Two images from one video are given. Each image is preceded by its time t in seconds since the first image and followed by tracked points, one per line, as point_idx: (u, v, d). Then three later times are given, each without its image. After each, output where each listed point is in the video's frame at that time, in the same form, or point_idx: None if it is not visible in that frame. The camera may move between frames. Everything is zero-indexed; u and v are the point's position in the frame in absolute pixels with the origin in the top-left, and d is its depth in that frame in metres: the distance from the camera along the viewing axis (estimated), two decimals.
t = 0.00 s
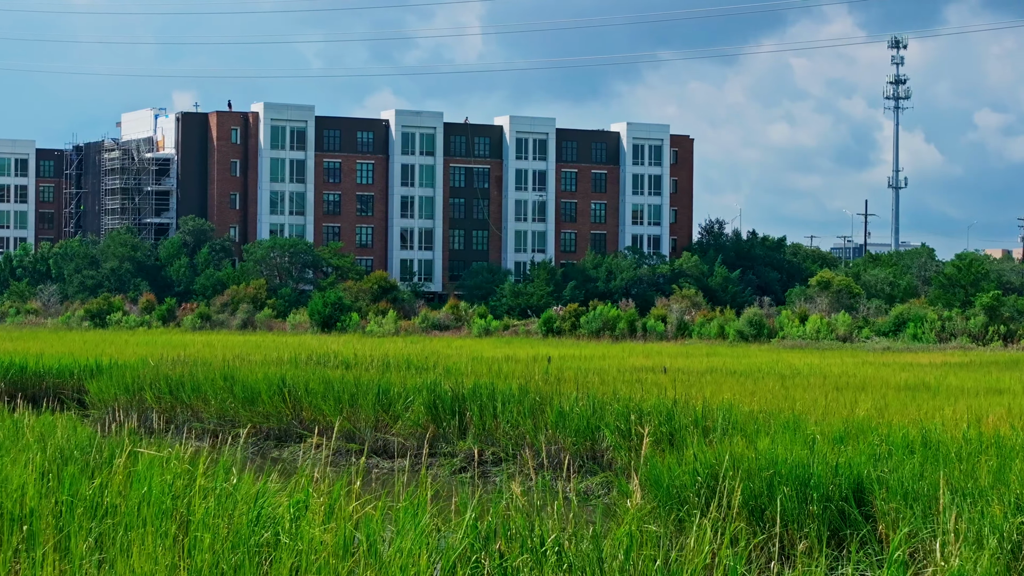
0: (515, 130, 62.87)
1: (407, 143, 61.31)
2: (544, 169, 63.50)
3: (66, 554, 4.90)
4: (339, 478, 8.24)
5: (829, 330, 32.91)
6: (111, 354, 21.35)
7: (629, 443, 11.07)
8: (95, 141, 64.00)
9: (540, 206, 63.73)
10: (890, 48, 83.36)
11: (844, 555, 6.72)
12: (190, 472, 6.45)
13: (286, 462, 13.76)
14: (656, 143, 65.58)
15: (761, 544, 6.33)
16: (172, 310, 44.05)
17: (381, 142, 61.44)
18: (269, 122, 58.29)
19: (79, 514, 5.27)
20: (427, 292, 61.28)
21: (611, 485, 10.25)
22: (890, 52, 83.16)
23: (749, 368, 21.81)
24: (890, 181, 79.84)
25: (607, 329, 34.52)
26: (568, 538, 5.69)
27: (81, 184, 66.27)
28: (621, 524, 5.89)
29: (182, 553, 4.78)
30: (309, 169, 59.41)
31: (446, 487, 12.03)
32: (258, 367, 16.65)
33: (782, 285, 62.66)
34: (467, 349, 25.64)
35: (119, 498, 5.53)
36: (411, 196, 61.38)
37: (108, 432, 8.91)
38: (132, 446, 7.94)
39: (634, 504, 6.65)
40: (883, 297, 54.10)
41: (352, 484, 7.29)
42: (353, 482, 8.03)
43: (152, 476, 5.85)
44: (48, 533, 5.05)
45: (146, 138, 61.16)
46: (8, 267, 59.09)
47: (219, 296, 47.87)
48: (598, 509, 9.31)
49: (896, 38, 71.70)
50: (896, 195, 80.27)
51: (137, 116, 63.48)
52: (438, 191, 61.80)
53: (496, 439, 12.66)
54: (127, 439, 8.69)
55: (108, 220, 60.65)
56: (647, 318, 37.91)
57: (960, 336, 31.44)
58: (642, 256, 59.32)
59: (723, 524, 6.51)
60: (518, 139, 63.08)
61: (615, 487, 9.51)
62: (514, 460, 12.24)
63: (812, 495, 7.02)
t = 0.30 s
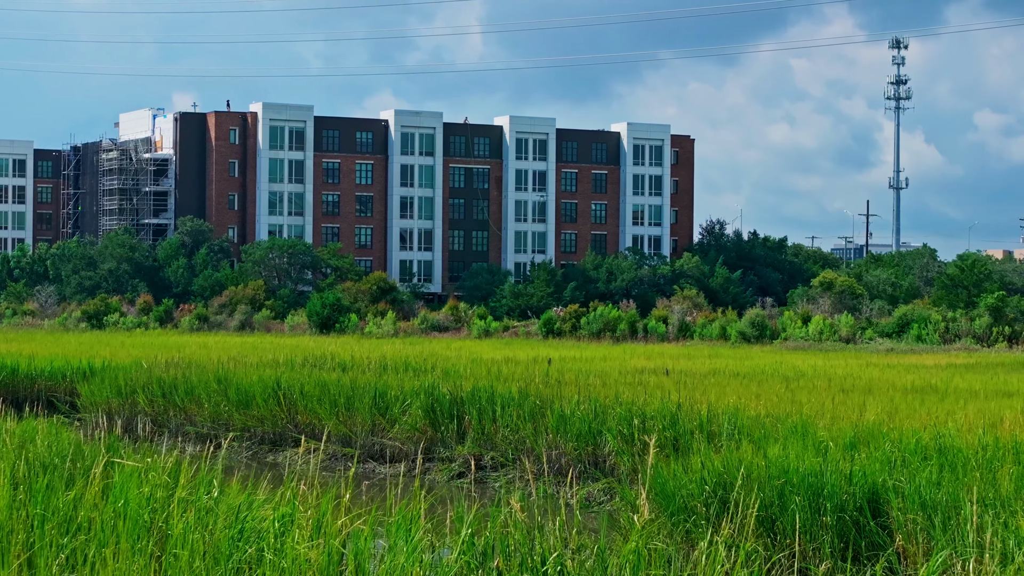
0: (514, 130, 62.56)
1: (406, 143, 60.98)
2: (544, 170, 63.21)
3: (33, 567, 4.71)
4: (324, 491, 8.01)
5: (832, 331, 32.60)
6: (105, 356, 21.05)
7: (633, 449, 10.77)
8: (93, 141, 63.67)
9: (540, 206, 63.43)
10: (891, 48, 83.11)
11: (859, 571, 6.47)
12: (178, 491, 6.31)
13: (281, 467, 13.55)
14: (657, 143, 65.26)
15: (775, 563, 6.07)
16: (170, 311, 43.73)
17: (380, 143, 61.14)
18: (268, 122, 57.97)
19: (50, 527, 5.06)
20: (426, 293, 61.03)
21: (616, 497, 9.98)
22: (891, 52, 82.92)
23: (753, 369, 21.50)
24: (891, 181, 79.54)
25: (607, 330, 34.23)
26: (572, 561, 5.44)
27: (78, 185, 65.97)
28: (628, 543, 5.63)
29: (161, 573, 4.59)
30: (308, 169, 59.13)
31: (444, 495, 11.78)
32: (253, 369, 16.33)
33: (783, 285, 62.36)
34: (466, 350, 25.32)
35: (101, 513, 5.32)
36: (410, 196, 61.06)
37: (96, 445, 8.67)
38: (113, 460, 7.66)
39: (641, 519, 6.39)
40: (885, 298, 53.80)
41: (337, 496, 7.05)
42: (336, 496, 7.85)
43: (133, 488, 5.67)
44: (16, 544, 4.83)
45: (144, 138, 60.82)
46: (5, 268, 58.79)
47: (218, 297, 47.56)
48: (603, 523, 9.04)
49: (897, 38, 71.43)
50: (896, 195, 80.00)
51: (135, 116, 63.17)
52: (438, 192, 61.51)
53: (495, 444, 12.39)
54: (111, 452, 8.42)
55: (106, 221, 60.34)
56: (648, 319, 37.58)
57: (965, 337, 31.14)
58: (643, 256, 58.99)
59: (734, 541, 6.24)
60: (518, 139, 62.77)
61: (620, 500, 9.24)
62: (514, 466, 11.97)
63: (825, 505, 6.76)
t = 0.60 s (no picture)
0: (514, 130, 62.26)
1: (406, 144, 60.67)
2: (544, 170, 62.89)
3: None
4: (310, 507, 8.15)
5: (835, 333, 32.31)
6: (99, 358, 20.73)
7: (636, 455, 10.49)
8: (91, 142, 63.38)
9: (540, 207, 63.13)
10: (892, 48, 82.85)
11: None
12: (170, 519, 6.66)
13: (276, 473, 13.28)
14: (657, 143, 64.94)
15: None
16: (167, 312, 43.43)
17: (379, 143, 60.82)
18: (267, 122, 57.65)
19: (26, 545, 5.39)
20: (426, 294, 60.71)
21: (620, 509, 9.74)
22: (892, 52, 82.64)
23: (757, 372, 21.20)
24: (893, 181, 79.20)
25: (608, 332, 33.98)
26: None
27: (76, 185, 65.71)
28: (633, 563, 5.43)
29: None
30: (306, 170, 58.83)
31: (443, 502, 11.55)
32: (247, 371, 16.01)
33: (784, 286, 62.04)
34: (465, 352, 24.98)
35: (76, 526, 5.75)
36: (409, 197, 60.74)
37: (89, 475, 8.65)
38: (102, 488, 7.59)
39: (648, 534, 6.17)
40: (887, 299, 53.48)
41: (318, 516, 7.25)
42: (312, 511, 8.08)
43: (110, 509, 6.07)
44: None
45: (142, 138, 60.47)
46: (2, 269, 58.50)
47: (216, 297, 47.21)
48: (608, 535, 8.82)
49: (898, 38, 71.13)
50: (898, 196, 79.66)
51: (133, 117, 62.88)
52: (437, 192, 61.22)
53: (495, 449, 12.11)
54: (102, 480, 8.28)
55: (104, 221, 60.05)
56: (648, 320, 37.25)
57: (969, 338, 30.83)
58: (643, 257, 58.66)
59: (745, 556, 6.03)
60: (517, 139, 62.48)
61: (625, 511, 9.00)
62: (514, 471, 11.72)
63: (838, 516, 6.54)
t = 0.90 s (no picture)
0: (514, 129, 61.92)
1: (405, 143, 60.34)
2: (544, 169, 62.54)
3: None
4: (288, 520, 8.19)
5: (838, 332, 31.98)
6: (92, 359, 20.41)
7: (637, 459, 10.19)
8: (88, 140, 63.00)
9: (540, 206, 62.81)
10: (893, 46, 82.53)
11: None
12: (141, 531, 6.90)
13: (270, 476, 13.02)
14: (658, 142, 64.59)
15: None
16: (165, 311, 43.11)
17: (378, 141, 60.48)
18: (265, 120, 57.30)
19: None
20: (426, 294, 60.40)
21: (623, 516, 9.49)
22: (893, 50, 82.30)
23: (760, 372, 20.90)
24: (895, 180, 78.86)
25: (609, 331, 33.63)
26: None
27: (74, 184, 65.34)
28: None
29: None
30: (305, 168, 58.50)
31: (443, 510, 11.30)
32: (241, 371, 15.68)
33: (786, 285, 61.73)
34: (464, 352, 24.66)
35: (40, 541, 5.96)
36: (409, 196, 60.43)
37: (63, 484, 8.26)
38: (81, 501, 7.41)
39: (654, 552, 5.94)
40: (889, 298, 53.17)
41: (297, 530, 7.24)
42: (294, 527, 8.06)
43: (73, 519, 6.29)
44: None
45: (140, 137, 60.10)
46: None
47: (214, 297, 46.87)
48: (611, 544, 8.56)
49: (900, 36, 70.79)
50: (899, 195, 79.35)
51: (130, 115, 62.50)
52: (437, 191, 60.91)
53: (494, 452, 11.81)
54: (82, 492, 7.94)
55: (102, 220, 59.69)
56: (649, 319, 36.88)
57: (974, 338, 30.50)
58: (644, 255, 58.31)
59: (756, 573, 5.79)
60: (517, 138, 62.15)
61: (630, 519, 8.74)
62: (513, 475, 11.47)
63: (853, 529, 6.29)
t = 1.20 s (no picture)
0: (514, 127, 61.55)
1: (404, 140, 59.97)
2: (544, 167, 62.17)
3: None
4: (263, 536, 7.96)
5: (841, 332, 31.62)
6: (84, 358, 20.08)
7: (640, 462, 9.85)
8: (86, 138, 62.60)
9: (540, 204, 62.46)
10: (895, 45, 82.20)
11: None
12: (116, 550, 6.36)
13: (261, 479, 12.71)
14: (659, 140, 64.19)
15: None
16: (162, 310, 42.80)
17: (377, 139, 60.10)
18: (264, 118, 56.93)
19: None
20: (426, 293, 60.06)
21: (626, 524, 9.19)
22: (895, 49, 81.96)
23: (765, 372, 20.59)
24: (896, 179, 78.56)
25: (609, 331, 33.26)
26: None
27: (71, 182, 64.94)
28: None
29: None
30: (304, 166, 58.13)
31: (440, 516, 11.01)
32: (235, 372, 15.31)
33: (787, 284, 61.40)
34: (461, 351, 24.32)
35: None
36: (408, 194, 60.07)
37: (28, 492, 7.89)
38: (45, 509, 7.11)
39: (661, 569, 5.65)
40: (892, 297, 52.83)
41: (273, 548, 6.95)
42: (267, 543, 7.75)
43: (22, 533, 5.88)
44: None
45: (138, 135, 59.70)
46: None
47: (212, 296, 46.54)
48: (614, 553, 8.26)
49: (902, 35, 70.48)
50: (900, 193, 79.05)
51: (128, 113, 62.13)
52: (436, 189, 60.57)
53: (491, 455, 11.49)
54: (54, 500, 7.57)
55: (99, 219, 59.31)
56: (650, 319, 36.52)
57: (979, 337, 30.19)
58: (645, 254, 57.91)
59: None
60: (517, 136, 61.80)
61: (634, 527, 8.43)
62: (512, 479, 11.19)
63: (871, 540, 6.01)
